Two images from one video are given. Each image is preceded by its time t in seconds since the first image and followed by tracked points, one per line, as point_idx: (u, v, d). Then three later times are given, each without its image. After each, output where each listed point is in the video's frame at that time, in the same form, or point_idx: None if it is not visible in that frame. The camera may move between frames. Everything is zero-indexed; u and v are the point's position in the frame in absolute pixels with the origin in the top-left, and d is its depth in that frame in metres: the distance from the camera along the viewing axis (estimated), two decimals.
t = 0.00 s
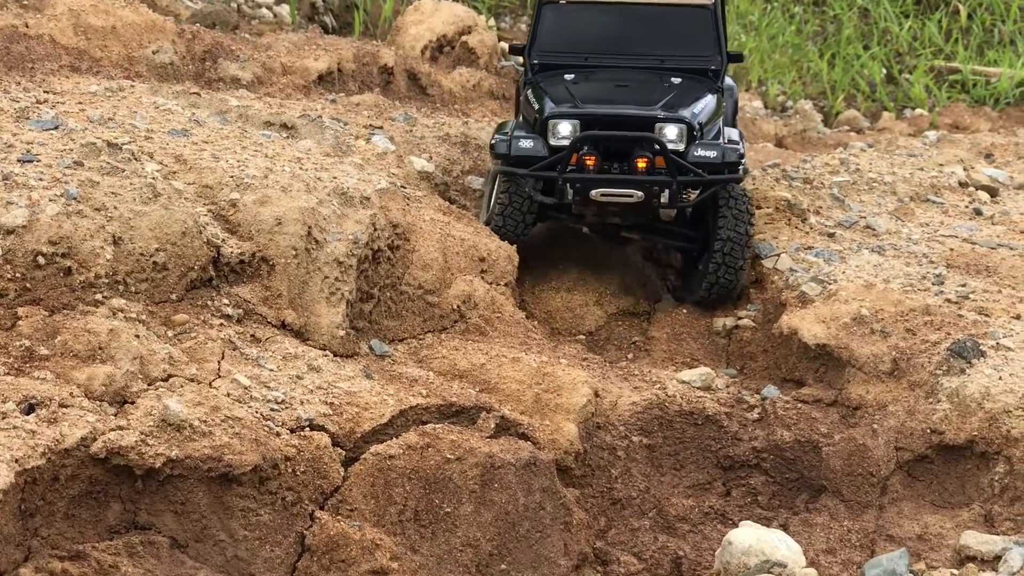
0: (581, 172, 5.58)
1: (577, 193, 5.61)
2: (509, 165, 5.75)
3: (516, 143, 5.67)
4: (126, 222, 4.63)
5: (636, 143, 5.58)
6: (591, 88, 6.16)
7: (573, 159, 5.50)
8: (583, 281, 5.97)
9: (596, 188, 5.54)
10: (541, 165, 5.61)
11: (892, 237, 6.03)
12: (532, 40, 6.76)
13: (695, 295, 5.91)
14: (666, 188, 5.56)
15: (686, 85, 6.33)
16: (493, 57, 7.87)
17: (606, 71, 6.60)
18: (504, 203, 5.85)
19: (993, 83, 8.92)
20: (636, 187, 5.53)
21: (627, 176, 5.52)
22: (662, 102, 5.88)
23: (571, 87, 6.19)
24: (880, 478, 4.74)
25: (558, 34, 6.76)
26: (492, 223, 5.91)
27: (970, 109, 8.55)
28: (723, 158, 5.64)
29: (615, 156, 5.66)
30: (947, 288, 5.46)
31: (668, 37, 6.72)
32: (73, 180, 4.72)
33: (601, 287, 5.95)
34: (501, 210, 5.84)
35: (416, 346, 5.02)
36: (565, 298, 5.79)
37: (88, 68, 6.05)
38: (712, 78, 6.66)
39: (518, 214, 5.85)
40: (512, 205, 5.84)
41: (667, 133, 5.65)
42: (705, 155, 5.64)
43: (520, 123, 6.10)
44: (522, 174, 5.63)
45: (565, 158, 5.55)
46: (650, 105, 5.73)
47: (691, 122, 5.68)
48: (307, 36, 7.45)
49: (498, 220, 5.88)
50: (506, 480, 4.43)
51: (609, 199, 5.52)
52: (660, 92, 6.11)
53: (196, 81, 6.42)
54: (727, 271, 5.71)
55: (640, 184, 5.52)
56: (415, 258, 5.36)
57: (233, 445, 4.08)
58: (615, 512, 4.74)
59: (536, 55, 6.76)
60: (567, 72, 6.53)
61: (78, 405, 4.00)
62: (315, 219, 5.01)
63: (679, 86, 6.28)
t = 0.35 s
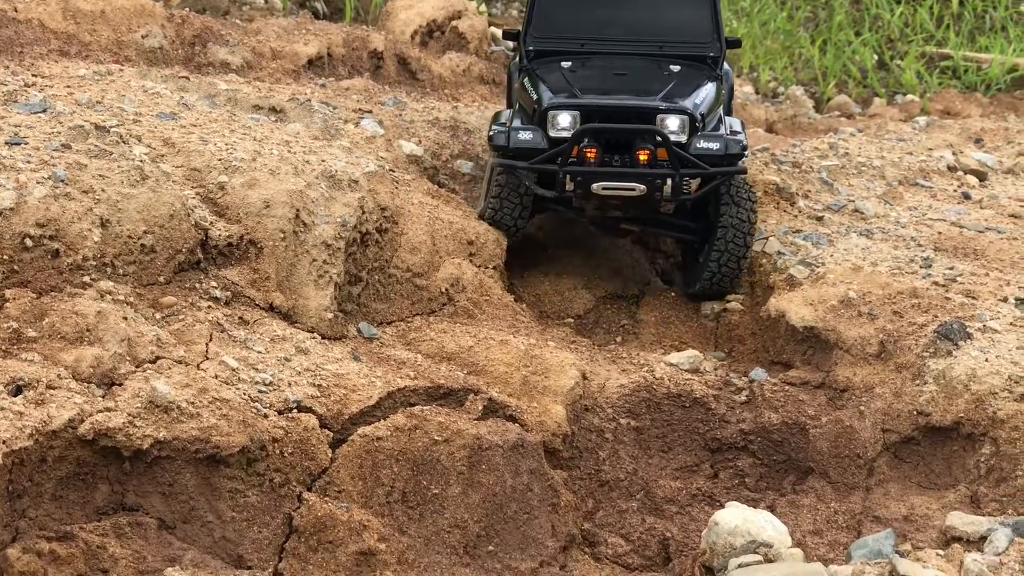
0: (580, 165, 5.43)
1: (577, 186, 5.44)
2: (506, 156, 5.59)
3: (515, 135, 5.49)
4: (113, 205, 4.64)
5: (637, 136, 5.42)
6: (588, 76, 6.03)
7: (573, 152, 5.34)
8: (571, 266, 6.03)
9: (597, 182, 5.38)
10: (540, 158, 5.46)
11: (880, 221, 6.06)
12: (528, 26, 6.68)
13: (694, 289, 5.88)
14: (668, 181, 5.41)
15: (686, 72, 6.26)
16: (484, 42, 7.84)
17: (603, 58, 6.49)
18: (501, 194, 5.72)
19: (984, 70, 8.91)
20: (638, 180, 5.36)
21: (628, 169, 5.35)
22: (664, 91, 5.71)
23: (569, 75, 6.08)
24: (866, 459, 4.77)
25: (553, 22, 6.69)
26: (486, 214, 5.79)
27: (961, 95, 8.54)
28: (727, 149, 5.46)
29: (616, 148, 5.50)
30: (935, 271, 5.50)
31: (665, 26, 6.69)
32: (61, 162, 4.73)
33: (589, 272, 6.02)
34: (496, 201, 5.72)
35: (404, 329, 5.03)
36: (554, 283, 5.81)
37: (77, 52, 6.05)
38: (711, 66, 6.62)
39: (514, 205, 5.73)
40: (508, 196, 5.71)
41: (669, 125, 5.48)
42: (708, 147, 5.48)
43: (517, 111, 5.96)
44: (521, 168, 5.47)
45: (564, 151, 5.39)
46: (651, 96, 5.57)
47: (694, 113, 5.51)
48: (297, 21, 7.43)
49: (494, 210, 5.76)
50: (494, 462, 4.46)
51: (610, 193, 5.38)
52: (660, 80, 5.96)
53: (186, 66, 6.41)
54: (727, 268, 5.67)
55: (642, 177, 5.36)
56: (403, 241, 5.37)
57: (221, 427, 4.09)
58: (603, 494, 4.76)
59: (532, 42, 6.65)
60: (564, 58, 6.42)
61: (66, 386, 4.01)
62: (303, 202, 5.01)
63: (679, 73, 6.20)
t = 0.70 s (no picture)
0: (578, 136, 5.33)
1: (574, 157, 5.32)
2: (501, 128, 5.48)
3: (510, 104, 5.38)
4: (101, 179, 4.65)
5: (635, 108, 5.36)
6: (583, 52, 5.87)
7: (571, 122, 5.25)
8: (561, 241, 6.04)
9: (595, 153, 5.28)
10: (536, 128, 5.35)
11: (867, 198, 6.10)
12: (520, 1, 6.46)
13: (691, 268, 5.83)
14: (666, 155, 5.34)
15: (683, 51, 6.10)
16: (473, 23, 7.85)
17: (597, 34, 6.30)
18: (494, 169, 5.60)
19: (975, 53, 8.92)
20: (636, 152, 5.28)
21: (627, 140, 5.27)
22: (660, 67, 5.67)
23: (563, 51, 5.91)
24: (852, 434, 4.80)
25: None
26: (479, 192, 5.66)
27: (952, 78, 8.55)
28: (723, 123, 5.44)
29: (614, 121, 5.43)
30: (922, 248, 5.54)
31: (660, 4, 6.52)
32: (48, 137, 4.74)
33: (578, 249, 6.03)
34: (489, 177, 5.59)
35: (392, 305, 5.06)
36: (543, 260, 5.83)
37: (66, 31, 6.05)
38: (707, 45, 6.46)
39: (507, 181, 5.60)
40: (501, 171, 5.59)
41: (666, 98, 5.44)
42: (706, 121, 5.45)
43: (510, 87, 5.82)
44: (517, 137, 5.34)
45: (561, 121, 5.29)
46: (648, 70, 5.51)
47: (692, 87, 5.51)
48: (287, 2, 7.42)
49: (487, 185, 5.63)
50: (480, 436, 4.47)
51: (608, 165, 5.27)
52: (656, 57, 5.86)
53: (175, 46, 6.41)
54: (724, 247, 5.61)
55: (641, 149, 5.28)
56: (392, 217, 5.39)
57: (208, 400, 4.10)
58: (590, 468, 4.78)
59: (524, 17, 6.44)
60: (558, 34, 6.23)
61: (53, 359, 4.01)
62: (290, 177, 5.05)
63: (676, 51, 6.05)
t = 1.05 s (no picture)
0: (584, 146, 5.16)
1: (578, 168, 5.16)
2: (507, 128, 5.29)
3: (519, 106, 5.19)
4: (93, 159, 4.68)
5: (646, 122, 5.19)
6: (597, 54, 5.68)
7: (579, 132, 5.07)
8: (554, 223, 6.11)
9: (600, 165, 5.13)
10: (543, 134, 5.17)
11: (859, 180, 6.16)
12: None
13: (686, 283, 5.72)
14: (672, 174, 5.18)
15: (696, 62, 5.92)
16: (466, 7, 7.85)
17: (611, 34, 6.10)
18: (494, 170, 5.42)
19: (968, 41, 8.94)
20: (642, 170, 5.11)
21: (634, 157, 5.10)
22: (675, 78, 5.49)
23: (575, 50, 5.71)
24: (843, 413, 4.82)
25: None
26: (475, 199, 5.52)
27: (945, 65, 8.58)
28: (735, 147, 5.26)
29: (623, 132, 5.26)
30: (913, 229, 5.62)
31: (674, 8, 6.35)
32: (40, 117, 4.77)
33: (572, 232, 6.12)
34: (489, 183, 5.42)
35: (384, 285, 5.09)
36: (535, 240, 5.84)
37: (58, 14, 5.98)
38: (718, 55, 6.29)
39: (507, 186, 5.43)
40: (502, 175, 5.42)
41: (679, 113, 5.24)
42: (717, 143, 5.28)
43: (518, 82, 5.64)
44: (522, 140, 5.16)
45: (569, 130, 5.13)
46: (663, 84, 5.33)
47: (706, 106, 5.28)
48: None
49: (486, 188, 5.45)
50: (472, 415, 4.49)
51: (611, 179, 5.13)
52: (669, 67, 5.68)
53: (168, 29, 6.33)
54: (718, 273, 5.55)
55: (647, 167, 5.13)
56: (384, 198, 5.46)
57: (201, 377, 4.09)
58: (582, 448, 4.79)
59: (537, 7, 6.26)
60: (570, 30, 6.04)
61: (46, 337, 4.00)
62: (282, 157, 5.10)
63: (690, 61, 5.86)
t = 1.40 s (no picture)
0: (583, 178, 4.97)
1: (576, 200, 4.98)
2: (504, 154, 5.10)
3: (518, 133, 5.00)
4: (87, 148, 4.70)
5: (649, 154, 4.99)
6: (600, 72, 5.40)
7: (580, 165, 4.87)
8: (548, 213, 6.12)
9: (599, 199, 4.95)
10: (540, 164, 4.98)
11: (853, 170, 6.17)
12: None
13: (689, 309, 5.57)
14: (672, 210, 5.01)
15: (703, 82, 5.61)
16: None
17: (617, 46, 5.78)
18: (492, 200, 5.19)
19: (964, 32, 8.95)
20: (642, 206, 4.95)
21: (634, 192, 4.92)
22: (679, 103, 5.25)
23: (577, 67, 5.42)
24: (835, 402, 4.84)
25: None
26: (471, 231, 5.32)
27: (941, 57, 8.59)
28: (738, 182, 5.09)
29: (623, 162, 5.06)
30: (906, 219, 5.64)
31: (686, 11, 5.89)
32: (34, 107, 4.79)
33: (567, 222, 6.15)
34: (486, 215, 5.21)
35: (377, 274, 5.13)
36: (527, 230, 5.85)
37: (52, 5, 5.96)
38: (728, 69, 5.92)
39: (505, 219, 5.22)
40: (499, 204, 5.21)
41: (682, 145, 5.04)
42: (719, 178, 5.10)
43: (518, 100, 5.37)
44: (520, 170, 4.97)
45: (569, 161, 4.92)
46: (667, 112, 5.11)
47: (710, 138, 5.08)
48: None
49: (484, 218, 5.21)
50: (465, 403, 4.49)
51: (610, 214, 4.96)
52: (675, 90, 5.41)
53: (162, 20, 6.31)
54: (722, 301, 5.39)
55: (646, 202, 4.96)
56: (377, 188, 5.49)
57: (194, 366, 4.09)
58: (575, 437, 4.80)
59: (540, 10, 5.83)
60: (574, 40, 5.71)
61: (39, 326, 4.01)
62: (276, 147, 5.11)
63: (697, 83, 5.57)
